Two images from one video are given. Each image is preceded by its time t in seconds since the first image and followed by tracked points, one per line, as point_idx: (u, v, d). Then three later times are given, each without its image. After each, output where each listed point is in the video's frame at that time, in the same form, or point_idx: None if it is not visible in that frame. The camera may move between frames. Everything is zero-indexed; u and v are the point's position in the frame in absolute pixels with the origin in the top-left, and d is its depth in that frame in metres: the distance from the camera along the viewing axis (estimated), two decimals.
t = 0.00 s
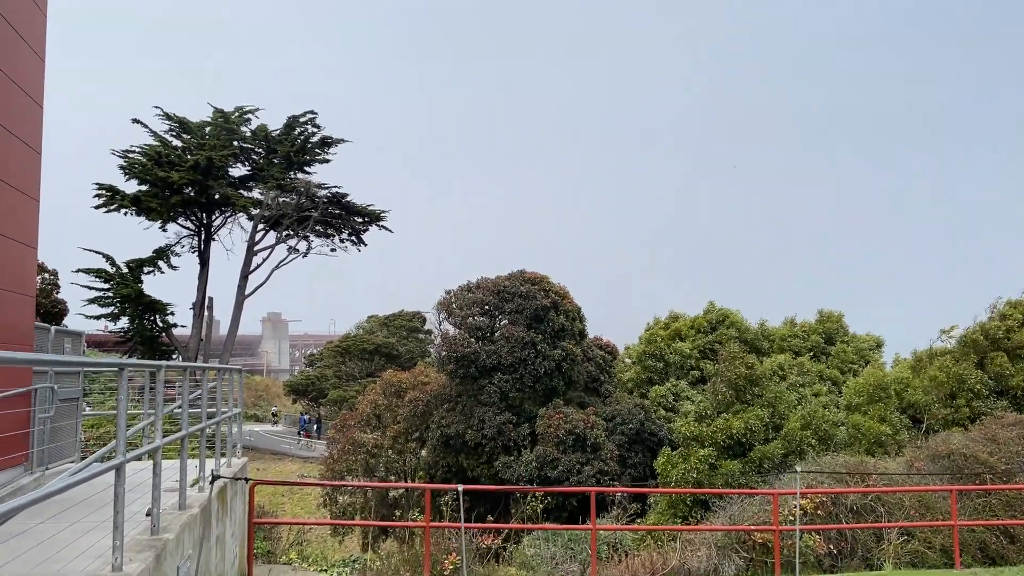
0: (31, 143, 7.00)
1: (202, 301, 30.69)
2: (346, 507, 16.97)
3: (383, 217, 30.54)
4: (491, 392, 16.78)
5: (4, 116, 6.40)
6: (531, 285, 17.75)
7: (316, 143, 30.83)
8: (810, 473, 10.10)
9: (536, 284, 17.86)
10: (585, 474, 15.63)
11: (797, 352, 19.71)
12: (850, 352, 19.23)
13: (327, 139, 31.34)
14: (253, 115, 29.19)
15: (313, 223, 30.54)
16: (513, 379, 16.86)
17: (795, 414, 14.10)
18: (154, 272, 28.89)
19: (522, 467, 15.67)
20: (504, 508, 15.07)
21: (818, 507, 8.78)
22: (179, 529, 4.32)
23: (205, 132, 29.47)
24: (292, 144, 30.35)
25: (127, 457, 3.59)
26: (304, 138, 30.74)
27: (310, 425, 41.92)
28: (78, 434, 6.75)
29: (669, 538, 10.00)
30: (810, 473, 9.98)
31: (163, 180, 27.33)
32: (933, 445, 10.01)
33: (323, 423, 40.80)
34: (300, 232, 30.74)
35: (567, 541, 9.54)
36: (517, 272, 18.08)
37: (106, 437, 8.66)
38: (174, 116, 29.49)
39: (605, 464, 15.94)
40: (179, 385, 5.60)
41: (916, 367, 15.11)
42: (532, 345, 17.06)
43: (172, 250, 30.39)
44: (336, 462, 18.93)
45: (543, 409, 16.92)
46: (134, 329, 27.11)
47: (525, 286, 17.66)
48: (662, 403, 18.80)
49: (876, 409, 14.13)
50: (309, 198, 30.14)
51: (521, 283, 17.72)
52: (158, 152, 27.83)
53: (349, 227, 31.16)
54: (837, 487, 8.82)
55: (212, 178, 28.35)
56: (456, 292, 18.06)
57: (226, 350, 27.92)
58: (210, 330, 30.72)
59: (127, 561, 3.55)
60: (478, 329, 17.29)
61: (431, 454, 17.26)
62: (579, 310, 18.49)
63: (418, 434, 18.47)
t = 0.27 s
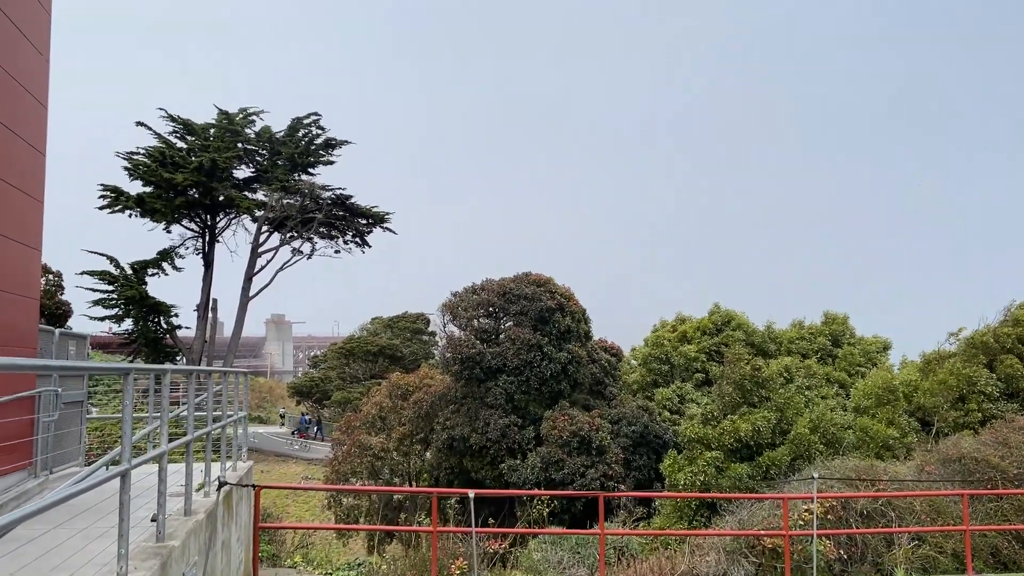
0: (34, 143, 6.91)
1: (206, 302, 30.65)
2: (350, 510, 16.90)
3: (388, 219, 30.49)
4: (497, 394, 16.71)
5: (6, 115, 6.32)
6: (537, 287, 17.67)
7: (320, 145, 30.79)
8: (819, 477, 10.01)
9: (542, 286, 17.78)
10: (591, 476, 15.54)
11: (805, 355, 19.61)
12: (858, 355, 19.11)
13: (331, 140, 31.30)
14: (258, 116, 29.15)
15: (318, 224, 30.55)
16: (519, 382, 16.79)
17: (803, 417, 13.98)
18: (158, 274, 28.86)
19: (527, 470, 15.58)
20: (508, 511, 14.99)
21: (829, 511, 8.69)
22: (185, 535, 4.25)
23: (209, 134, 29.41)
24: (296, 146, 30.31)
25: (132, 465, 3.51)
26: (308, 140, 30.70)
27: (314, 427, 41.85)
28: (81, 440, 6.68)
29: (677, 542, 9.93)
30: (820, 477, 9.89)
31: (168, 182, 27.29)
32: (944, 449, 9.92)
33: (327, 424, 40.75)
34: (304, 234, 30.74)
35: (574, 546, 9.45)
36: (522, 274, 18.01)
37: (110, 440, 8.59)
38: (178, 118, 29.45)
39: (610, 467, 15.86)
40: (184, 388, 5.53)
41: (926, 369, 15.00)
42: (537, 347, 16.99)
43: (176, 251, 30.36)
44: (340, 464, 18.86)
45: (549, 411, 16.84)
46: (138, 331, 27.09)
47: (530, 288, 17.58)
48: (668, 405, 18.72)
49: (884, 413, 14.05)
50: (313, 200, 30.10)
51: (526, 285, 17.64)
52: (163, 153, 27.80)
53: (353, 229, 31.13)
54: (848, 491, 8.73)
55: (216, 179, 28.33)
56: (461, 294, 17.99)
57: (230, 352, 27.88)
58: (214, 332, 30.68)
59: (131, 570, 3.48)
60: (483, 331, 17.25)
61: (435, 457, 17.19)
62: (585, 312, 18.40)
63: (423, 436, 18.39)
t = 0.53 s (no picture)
0: (33, 142, 6.86)
1: (209, 304, 30.63)
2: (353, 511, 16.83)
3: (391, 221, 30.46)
4: (500, 396, 16.64)
5: (7, 115, 6.28)
6: (541, 288, 17.60)
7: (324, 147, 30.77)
8: (825, 479, 9.94)
9: (546, 288, 17.71)
10: (594, 479, 15.47)
11: (810, 357, 19.53)
12: (863, 357, 19.01)
13: (335, 142, 31.28)
14: (262, 118, 29.14)
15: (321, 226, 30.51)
16: (523, 384, 16.72)
17: (808, 419, 13.90)
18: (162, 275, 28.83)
19: (530, 473, 15.52)
20: (511, 513, 14.92)
21: (835, 514, 8.63)
22: (183, 539, 4.18)
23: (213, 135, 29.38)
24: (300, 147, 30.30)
25: (129, 466, 3.45)
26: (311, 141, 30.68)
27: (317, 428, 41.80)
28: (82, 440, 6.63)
29: (681, 545, 9.85)
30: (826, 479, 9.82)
31: (172, 183, 27.28)
32: (951, 452, 9.84)
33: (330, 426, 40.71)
34: (308, 235, 30.72)
35: (578, 548, 9.41)
36: (526, 275, 17.95)
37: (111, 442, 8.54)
38: (182, 119, 29.45)
39: (614, 470, 15.79)
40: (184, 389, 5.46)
41: (932, 371, 14.92)
42: (541, 349, 16.92)
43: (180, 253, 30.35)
44: (343, 465, 18.80)
45: (553, 413, 16.76)
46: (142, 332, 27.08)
47: (534, 289, 17.51)
48: (671, 407, 18.65)
49: (890, 415, 13.94)
50: (316, 201, 30.08)
51: (530, 287, 17.58)
52: (166, 155, 27.80)
53: (356, 230, 31.07)
54: (854, 494, 8.65)
55: (219, 181, 28.31)
56: (465, 295, 17.94)
57: (233, 353, 27.85)
58: (217, 333, 30.65)
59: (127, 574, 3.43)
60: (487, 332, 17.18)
61: (439, 458, 17.14)
62: (589, 313, 18.33)
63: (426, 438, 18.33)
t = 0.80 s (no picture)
0: (27, 140, 6.81)
1: (212, 304, 30.62)
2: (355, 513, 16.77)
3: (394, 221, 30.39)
4: (503, 397, 16.58)
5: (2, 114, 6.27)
6: (543, 289, 17.53)
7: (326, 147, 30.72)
8: (829, 480, 9.88)
9: (548, 288, 17.63)
10: (597, 480, 15.42)
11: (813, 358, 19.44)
12: (868, 358, 18.90)
13: (338, 143, 31.24)
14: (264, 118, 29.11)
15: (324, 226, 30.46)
16: (525, 384, 16.65)
17: (811, 420, 13.79)
18: (164, 276, 28.83)
19: (533, 473, 15.47)
20: (514, 514, 14.90)
21: (839, 515, 8.55)
22: (174, 540, 4.12)
23: (215, 135, 29.36)
24: (302, 148, 30.27)
25: (115, 467, 3.38)
26: (314, 142, 30.64)
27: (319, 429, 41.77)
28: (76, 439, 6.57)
29: (684, 547, 9.77)
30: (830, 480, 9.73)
31: (174, 183, 27.26)
32: (956, 453, 9.75)
33: (332, 427, 40.69)
34: (310, 236, 30.71)
35: (579, 549, 9.36)
36: (528, 275, 17.87)
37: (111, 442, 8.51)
38: (185, 120, 29.43)
39: (616, 471, 15.73)
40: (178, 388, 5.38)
41: (937, 371, 14.82)
42: (543, 350, 16.85)
43: (182, 253, 30.34)
44: (346, 465, 18.73)
45: (555, 414, 16.69)
46: (144, 333, 27.05)
47: (536, 290, 17.43)
48: (674, 408, 18.58)
49: (895, 416, 13.78)
50: (319, 202, 30.03)
51: (532, 287, 17.50)
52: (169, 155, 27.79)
53: (359, 231, 31.02)
54: (858, 495, 8.57)
55: (222, 181, 28.29)
56: (468, 295, 17.88)
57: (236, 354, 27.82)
58: (220, 334, 30.63)
59: None
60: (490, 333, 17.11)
61: (441, 459, 17.07)
62: (591, 314, 18.24)
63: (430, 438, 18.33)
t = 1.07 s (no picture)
0: (16, 138, 6.76)
1: (213, 304, 30.55)
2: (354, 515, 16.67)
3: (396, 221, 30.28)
4: (503, 398, 16.47)
5: None
6: (544, 289, 17.43)
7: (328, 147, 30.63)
8: (832, 483, 9.78)
9: (549, 288, 17.53)
10: (599, 481, 15.32)
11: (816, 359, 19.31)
12: (872, 360, 18.76)
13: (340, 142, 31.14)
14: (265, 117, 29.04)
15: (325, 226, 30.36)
16: (525, 385, 16.54)
17: (813, 422, 13.69)
18: (165, 276, 28.76)
19: (534, 474, 15.36)
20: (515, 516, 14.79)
21: (840, 520, 8.44)
22: (158, 547, 4.02)
23: (217, 135, 29.29)
24: (304, 147, 30.20)
25: (93, 471, 3.28)
26: (316, 141, 30.54)
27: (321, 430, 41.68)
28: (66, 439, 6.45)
29: (684, 551, 9.68)
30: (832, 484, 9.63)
31: (175, 183, 27.21)
32: (960, 456, 9.63)
33: (334, 427, 40.60)
34: (312, 236, 30.63)
35: (578, 553, 9.28)
36: (529, 275, 17.76)
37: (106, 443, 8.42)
38: (186, 120, 29.36)
39: (618, 472, 15.62)
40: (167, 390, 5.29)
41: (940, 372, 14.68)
42: (544, 350, 16.75)
43: (184, 253, 30.28)
44: (346, 466, 18.63)
45: (556, 415, 16.57)
46: (145, 333, 26.97)
47: (537, 290, 17.32)
48: (676, 410, 18.46)
49: (900, 418, 13.69)
50: (320, 201, 29.91)
51: (533, 288, 17.39)
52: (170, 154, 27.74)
53: (361, 231, 30.90)
54: (860, 499, 8.46)
55: (224, 181, 28.20)
56: (468, 295, 17.79)
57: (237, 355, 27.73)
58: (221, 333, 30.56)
59: None
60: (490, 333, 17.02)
61: (441, 460, 16.97)
62: (592, 314, 18.13)
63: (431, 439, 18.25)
